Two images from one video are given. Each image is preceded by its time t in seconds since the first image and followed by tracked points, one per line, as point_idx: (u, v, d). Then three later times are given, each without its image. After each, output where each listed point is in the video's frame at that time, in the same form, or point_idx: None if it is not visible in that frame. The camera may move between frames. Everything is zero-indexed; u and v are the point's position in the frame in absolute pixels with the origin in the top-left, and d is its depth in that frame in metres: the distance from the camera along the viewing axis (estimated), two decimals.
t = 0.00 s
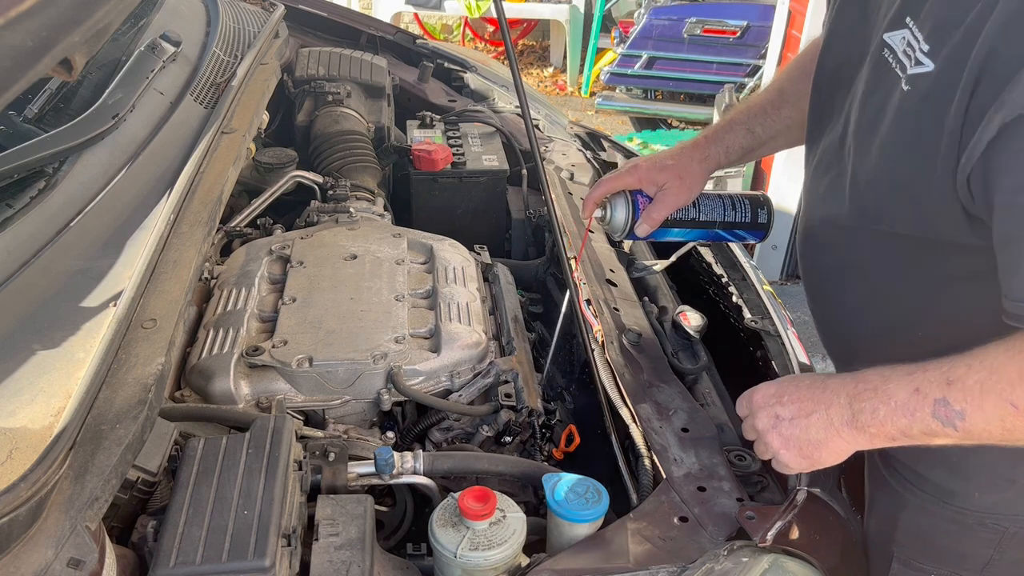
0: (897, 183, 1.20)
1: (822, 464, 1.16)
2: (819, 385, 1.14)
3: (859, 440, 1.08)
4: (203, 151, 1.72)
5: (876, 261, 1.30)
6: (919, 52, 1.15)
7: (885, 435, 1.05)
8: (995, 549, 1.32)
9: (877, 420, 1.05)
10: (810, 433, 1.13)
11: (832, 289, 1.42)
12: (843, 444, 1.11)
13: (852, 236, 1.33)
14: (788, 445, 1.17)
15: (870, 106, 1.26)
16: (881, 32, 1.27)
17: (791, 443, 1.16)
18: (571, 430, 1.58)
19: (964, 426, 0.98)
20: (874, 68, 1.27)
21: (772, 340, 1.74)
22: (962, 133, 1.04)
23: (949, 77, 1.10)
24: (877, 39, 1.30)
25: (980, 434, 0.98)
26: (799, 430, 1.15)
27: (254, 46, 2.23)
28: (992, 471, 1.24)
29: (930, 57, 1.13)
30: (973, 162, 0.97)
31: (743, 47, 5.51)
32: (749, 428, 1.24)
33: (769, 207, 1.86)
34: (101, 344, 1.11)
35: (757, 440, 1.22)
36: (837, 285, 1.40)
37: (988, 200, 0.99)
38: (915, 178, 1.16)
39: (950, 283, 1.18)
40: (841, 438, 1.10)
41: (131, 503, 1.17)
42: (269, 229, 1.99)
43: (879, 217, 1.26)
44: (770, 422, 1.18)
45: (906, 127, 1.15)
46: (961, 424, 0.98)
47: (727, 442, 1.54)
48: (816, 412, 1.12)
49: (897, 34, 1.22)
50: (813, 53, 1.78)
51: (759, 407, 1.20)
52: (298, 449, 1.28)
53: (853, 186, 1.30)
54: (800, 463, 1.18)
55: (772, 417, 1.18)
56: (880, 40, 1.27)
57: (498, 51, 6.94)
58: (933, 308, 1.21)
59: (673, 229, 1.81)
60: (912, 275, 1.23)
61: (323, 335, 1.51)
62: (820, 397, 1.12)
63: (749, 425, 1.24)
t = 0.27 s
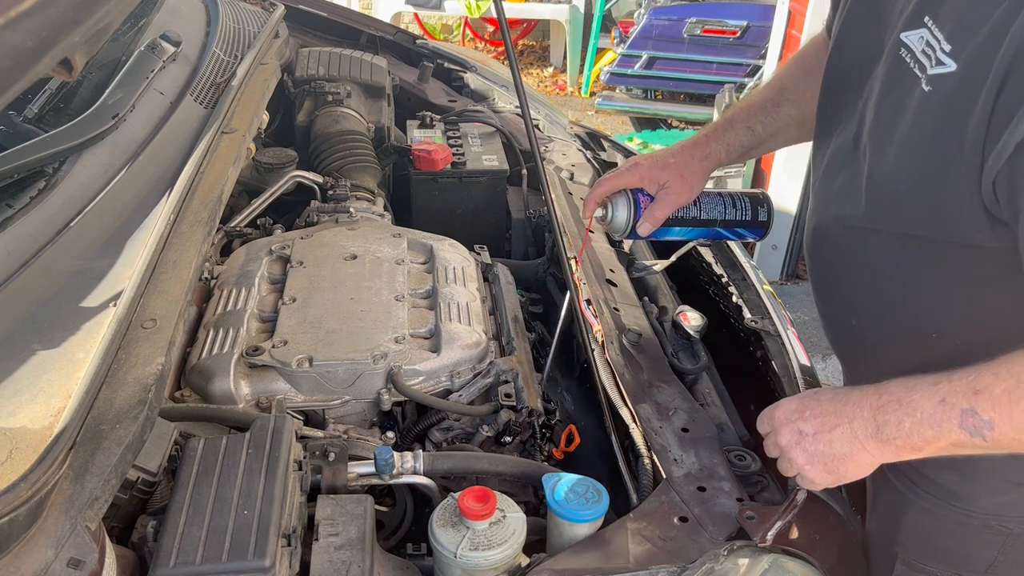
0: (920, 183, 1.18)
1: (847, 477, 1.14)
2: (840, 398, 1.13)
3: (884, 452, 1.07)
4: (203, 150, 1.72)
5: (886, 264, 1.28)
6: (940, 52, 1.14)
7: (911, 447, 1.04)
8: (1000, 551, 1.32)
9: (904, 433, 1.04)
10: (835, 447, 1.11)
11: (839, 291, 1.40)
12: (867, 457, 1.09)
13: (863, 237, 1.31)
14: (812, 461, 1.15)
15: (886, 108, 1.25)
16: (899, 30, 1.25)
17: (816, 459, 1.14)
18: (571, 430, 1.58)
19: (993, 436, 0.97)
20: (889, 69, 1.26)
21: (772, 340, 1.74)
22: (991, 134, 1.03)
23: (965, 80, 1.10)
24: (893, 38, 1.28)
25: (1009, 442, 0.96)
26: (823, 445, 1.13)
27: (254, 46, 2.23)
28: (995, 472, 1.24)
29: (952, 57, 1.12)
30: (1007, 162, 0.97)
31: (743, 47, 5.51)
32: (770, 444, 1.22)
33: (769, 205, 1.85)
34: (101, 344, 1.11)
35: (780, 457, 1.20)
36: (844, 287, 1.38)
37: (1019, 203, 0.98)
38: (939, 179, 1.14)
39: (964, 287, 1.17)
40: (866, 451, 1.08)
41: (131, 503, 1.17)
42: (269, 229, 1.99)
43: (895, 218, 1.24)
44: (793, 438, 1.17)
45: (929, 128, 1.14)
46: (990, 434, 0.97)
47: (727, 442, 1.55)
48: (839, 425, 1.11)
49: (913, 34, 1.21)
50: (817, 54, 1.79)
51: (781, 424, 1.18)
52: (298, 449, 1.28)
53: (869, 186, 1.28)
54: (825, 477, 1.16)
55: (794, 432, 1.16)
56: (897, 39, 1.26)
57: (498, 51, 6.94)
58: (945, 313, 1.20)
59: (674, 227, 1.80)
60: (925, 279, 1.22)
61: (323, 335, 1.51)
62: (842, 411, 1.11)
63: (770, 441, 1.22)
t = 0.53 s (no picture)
0: (932, 184, 1.17)
1: (845, 472, 1.14)
2: (845, 392, 1.12)
3: (886, 449, 1.06)
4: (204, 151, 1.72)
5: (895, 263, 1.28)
6: (956, 50, 1.13)
7: (913, 444, 1.03)
8: (1003, 551, 1.32)
9: (907, 429, 1.03)
10: (836, 440, 1.11)
11: (844, 289, 1.40)
12: (868, 453, 1.08)
13: (872, 236, 1.31)
14: (812, 453, 1.15)
15: (896, 108, 1.24)
16: (913, 28, 1.24)
17: (816, 450, 1.14)
18: (571, 430, 1.58)
19: (998, 435, 0.96)
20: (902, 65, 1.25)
21: (772, 341, 1.74)
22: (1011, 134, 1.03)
23: (981, 80, 1.10)
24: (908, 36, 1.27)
25: (1013, 443, 0.96)
26: (824, 438, 1.12)
27: (254, 46, 2.23)
28: (997, 473, 1.24)
29: (968, 55, 1.12)
30: None
31: (743, 47, 5.51)
32: (769, 434, 1.21)
33: (777, 204, 1.84)
34: (101, 344, 1.11)
35: (780, 447, 1.20)
36: (849, 286, 1.38)
37: None
38: (952, 180, 1.14)
39: (975, 287, 1.17)
40: (868, 447, 1.08)
41: (131, 504, 1.17)
42: (269, 229, 1.99)
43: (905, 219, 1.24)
44: (794, 429, 1.16)
45: (944, 127, 1.14)
46: (995, 432, 0.96)
47: (727, 442, 1.55)
48: (842, 420, 1.10)
49: (927, 31, 1.20)
50: (822, 54, 1.79)
51: (783, 413, 1.18)
52: (298, 449, 1.28)
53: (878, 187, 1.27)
54: (823, 471, 1.15)
55: (796, 424, 1.15)
56: (911, 38, 1.24)
57: (498, 51, 6.94)
58: (953, 313, 1.20)
59: (687, 228, 1.78)
60: (934, 278, 1.22)
61: (322, 335, 1.51)
62: (847, 405, 1.10)
63: (770, 431, 1.22)
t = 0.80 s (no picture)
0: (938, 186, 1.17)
1: (847, 467, 1.13)
2: (849, 387, 1.11)
3: (891, 444, 1.06)
4: (203, 150, 1.72)
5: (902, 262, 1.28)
6: (964, 48, 1.13)
7: (918, 439, 1.03)
8: (1005, 552, 1.32)
9: (912, 424, 1.03)
10: (840, 435, 1.10)
11: (849, 288, 1.39)
12: (872, 448, 1.08)
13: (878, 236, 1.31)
14: (814, 448, 1.13)
15: (900, 107, 1.23)
16: (918, 28, 1.23)
17: (819, 445, 1.12)
18: (571, 430, 1.58)
19: (1005, 431, 0.97)
20: (905, 65, 1.24)
21: (772, 341, 1.74)
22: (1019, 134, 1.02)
23: (986, 79, 1.09)
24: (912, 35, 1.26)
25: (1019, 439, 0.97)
26: (827, 433, 1.11)
27: (254, 46, 2.23)
28: (998, 473, 1.24)
29: (977, 53, 1.11)
30: None
31: (743, 47, 5.51)
32: (771, 428, 1.20)
33: (775, 212, 1.81)
34: (101, 344, 1.11)
35: (780, 441, 1.18)
36: (853, 285, 1.38)
37: None
38: (958, 181, 1.13)
39: (983, 285, 1.17)
40: (872, 442, 1.07)
41: (131, 503, 1.17)
42: (269, 229, 1.99)
43: (911, 219, 1.23)
44: (797, 423, 1.15)
45: (949, 127, 1.13)
46: (1002, 428, 0.97)
47: (727, 442, 1.55)
48: (846, 414, 1.09)
49: (933, 30, 1.19)
50: (818, 62, 1.80)
51: (785, 408, 1.16)
52: (298, 450, 1.28)
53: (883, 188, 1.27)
54: (825, 466, 1.14)
55: (799, 418, 1.14)
56: (916, 37, 1.23)
57: (498, 51, 6.95)
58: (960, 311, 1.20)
59: (688, 239, 1.73)
60: (942, 276, 1.22)
61: (322, 335, 1.51)
62: (851, 400, 1.09)
63: (770, 424, 1.20)
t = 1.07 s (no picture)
0: (938, 186, 1.17)
1: (849, 471, 1.13)
2: (849, 391, 1.11)
3: (893, 448, 1.06)
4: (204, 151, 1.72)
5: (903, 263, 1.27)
6: (964, 51, 1.13)
7: (920, 444, 1.03)
8: (1006, 552, 1.32)
9: (914, 428, 1.03)
10: (841, 439, 1.10)
11: (850, 290, 1.39)
12: (874, 452, 1.08)
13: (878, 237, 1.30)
14: (815, 452, 1.14)
15: (900, 108, 1.23)
16: (916, 30, 1.23)
17: (820, 450, 1.13)
18: (571, 430, 1.58)
19: (1008, 435, 0.96)
20: (903, 68, 1.24)
21: (772, 341, 1.74)
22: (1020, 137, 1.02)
23: (986, 81, 1.09)
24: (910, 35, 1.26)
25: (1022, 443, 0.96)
26: (828, 438, 1.12)
27: (254, 46, 2.23)
28: (999, 474, 1.24)
29: (976, 56, 1.11)
30: None
31: (743, 47, 5.51)
32: (771, 433, 1.20)
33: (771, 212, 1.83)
34: (101, 344, 1.11)
35: (782, 446, 1.19)
36: (853, 286, 1.38)
37: None
38: (958, 181, 1.13)
39: (983, 286, 1.17)
40: (873, 446, 1.08)
41: (131, 503, 1.17)
42: (269, 229, 1.99)
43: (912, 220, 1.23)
44: (797, 428, 1.15)
45: (950, 129, 1.13)
46: (1005, 433, 0.96)
47: (727, 442, 1.55)
48: (847, 419, 1.10)
49: (932, 33, 1.19)
50: (811, 63, 1.81)
51: (786, 413, 1.17)
52: (298, 450, 1.28)
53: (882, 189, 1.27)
54: (827, 470, 1.14)
55: (799, 423, 1.15)
56: (914, 39, 1.24)
57: (498, 51, 6.95)
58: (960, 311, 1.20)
59: (688, 245, 1.73)
60: (942, 278, 1.22)
61: (323, 335, 1.51)
62: (852, 405, 1.10)
63: (771, 429, 1.21)
